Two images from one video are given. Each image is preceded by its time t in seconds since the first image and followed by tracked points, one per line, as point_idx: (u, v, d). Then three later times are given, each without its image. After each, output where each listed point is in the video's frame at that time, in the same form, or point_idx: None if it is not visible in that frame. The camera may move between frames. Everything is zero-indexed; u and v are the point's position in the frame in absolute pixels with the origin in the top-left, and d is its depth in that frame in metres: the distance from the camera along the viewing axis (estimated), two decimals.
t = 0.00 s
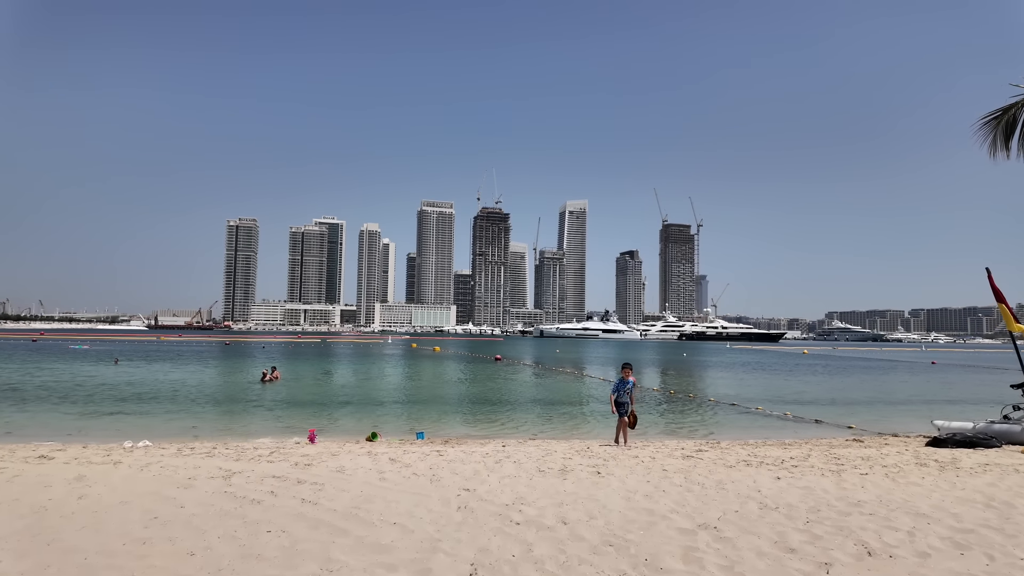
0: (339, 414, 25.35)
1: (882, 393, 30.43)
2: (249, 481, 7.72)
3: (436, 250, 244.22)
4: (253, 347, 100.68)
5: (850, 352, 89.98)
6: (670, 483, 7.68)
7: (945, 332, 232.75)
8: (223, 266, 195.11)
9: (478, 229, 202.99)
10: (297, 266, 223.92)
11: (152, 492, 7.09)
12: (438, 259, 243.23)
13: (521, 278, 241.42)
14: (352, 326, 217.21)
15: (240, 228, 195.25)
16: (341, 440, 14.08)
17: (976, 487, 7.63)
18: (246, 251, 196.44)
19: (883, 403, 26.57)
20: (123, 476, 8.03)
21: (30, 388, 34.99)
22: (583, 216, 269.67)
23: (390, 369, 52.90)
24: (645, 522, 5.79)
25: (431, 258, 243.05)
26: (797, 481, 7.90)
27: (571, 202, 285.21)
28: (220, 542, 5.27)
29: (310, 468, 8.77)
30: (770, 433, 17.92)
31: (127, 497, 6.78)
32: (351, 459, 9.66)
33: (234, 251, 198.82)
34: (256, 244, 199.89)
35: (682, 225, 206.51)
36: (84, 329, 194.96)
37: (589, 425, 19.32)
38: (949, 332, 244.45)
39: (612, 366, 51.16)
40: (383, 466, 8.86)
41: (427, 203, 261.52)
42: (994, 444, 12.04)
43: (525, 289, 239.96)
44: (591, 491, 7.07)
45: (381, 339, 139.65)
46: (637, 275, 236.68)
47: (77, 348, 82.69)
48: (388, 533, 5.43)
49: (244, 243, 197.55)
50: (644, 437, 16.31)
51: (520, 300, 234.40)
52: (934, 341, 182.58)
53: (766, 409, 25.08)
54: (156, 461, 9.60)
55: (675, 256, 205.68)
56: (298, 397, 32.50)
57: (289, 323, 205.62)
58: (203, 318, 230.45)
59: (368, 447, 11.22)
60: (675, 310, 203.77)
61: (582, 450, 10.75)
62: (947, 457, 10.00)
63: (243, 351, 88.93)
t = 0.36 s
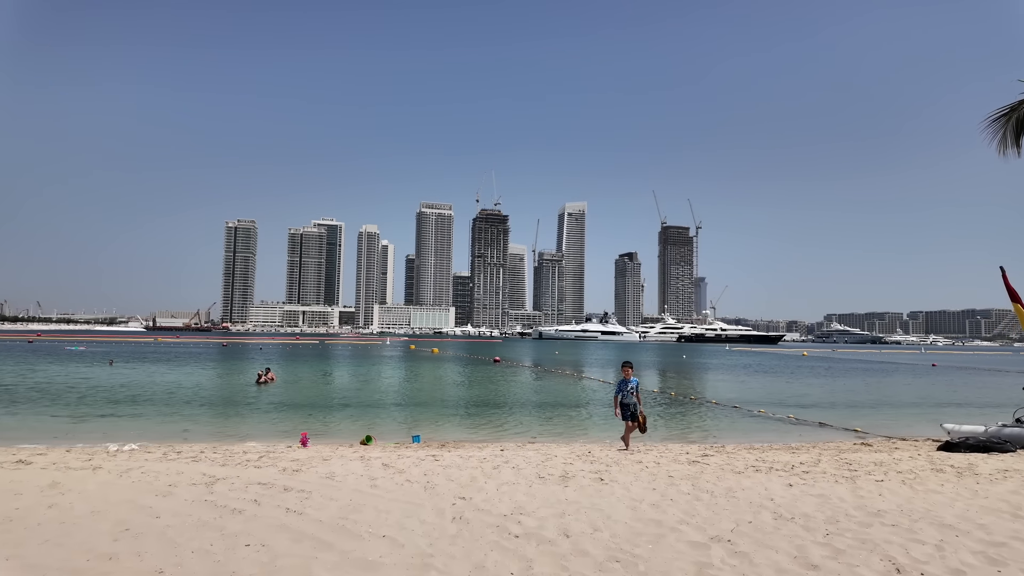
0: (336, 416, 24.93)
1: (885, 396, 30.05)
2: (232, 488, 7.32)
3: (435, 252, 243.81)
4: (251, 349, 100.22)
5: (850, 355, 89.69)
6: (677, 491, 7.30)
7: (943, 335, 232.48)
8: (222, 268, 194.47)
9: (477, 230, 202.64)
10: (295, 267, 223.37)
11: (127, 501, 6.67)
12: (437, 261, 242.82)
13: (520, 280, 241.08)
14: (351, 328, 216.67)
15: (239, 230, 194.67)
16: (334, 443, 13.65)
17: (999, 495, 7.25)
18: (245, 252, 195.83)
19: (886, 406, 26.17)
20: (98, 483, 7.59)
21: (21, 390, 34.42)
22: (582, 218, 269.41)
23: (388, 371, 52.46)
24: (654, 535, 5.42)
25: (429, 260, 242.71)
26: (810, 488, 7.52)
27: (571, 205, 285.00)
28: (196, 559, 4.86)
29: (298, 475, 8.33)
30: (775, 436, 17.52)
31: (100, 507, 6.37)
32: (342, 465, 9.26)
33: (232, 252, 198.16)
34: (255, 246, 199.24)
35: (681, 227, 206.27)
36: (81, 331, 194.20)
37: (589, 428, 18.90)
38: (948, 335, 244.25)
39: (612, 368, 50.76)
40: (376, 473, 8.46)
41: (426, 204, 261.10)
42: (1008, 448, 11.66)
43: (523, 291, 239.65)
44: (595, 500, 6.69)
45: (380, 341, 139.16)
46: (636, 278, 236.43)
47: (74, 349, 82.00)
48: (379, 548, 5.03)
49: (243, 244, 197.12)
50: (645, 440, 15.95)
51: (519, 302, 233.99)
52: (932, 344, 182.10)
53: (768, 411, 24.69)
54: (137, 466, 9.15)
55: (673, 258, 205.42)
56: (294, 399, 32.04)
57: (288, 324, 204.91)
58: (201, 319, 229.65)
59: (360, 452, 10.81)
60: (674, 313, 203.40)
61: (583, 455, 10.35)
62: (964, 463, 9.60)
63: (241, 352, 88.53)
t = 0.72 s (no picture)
0: (327, 420, 24.40)
1: (880, 399, 29.86)
2: (207, 503, 6.84)
3: (428, 253, 243.01)
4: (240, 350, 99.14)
5: (842, 357, 89.81)
6: (681, 505, 6.89)
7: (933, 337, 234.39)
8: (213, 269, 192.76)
9: (470, 232, 202.03)
10: (287, 268, 221.77)
11: (90, 519, 6.15)
12: (430, 262, 242.03)
13: (513, 282, 240.94)
14: (343, 329, 215.38)
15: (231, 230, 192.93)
16: (322, 451, 13.18)
17: (1015, 508, 6.93)
18: (237, 253, 194.09)
19: (882, 409, 25.98)
20: (61, 497, 7.08)
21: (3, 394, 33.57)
22: (576, 220, 269.44)
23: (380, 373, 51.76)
24: (660, 558, 5.04)
25: (422, 261, 241.82)
26: (820, 502, 7.14)
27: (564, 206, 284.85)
28: None
29: (279, 488, 7.85)
30: (773, 441, 17.18)
31: (59, 526, 5.87)
32: (327, 476, 8.79)
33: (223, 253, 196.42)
34: (246, 247, 197.44)
35: (673, 229, 206.82)
36: (70, 332, 191.86)
37: (584, 432, 18.49)
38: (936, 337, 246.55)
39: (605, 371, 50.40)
40: (361, 485, 7.99)
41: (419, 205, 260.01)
42: (1013, 455, 11.36)
43: (516, 292, 239.44)
44: (594, 517, 6.27)
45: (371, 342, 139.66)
46: (629, 279, 236.73)
47: (60, 351, 80.64)
48: None
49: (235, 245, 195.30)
50: (642, 445, 15.59)
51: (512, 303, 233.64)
52: (922, 346, 183.22)
53: (763, 414, 24.47)
54: (107, 478, 8.63)
55: (666, 260, 205.82)
56: (283, 403, 31.44)
57: (280, 326, 203.43)
58: (192, 320, 227.58)
59: (347, 461, 10.35)
60: (666, 314, 203.82)
61: (579, 464, 9.93)
62: (973, 472, 9.27)
63: (231, 354, 87.48)
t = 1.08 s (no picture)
0: (318, 423, 23.90)
1: (876, 400, 29.60)
2: (178, 511, 6.40)
3: (423, 255, 242.20)
4: (232, 352, 98.22)
5: (836, 359, 89.72)
6: (683, 513, 6.50)
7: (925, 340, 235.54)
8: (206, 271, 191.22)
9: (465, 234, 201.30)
10: (281, 270, 220.44)
11: (47, 531, 5.68)
12: (425, 264, 241.20)
13: (508, 284, 240.48)
14: (337, 331, 214.24)
15: (224, 232, 191.30)
16: (309, 455, 12.72)
17: None
18: (230, 254, 192.53)
19: (879, 411, 25.73)
20: (20, 506, 6.61)
21: None
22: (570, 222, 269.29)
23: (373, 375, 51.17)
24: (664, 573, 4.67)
25: (417, 263, 241.06)
26: (829, 508, 6.79)
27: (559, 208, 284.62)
28: None
29: (256, 496, 7.40)
30: (771, 444, 16.79)
31: (13, 538, 5.42)
32: (311, 482, 8.37)
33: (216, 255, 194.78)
34: (240, 248, 195.86)
35: (668, 232, 206.94)
36: (60, 334, 189.85)
37: (579, 435, 18.06)
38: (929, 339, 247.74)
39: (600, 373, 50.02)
40: (345, 492, 7.57)
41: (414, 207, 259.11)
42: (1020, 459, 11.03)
43: (511, 295, 239.00)
44: (590, 528, 5.88)
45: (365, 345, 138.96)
46: (623, 281, 236.73)
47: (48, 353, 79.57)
48: None
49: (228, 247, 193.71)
50: (639, 448, 15.22)
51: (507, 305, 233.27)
52: (915, 348, 183.72)
53: (759, 416, 24.17)
54: (75, 484, 8.16)
55: (660, 263, 205.85)
56: (274, 406, 30.84)
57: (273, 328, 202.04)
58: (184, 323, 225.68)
59: (333, 467, 9.91)
60: (661, 317, 203.87)
61: (575, 468, 9.54)
62: (983, 477, 8.92)
63: (223, 356, 86.79)
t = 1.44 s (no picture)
0: (314, 428, 23.50)
1: (880, 404, 29.20)
2: (149, 527, 5.99)
3: (423, 257, 241.95)
4: (231, 354, 97.44)
5: (836, 361, 89.63)
6: (689, 529, 6.11)
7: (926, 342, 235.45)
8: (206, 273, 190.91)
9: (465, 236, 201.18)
10: (281, 273, 220.14)
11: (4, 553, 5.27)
12: (425, 266, 240.91)
13: (508, 286, 240.33)
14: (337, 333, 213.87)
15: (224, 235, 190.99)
16: (301, 462, 12.34)
17: None
18: (230, 257, 192.24)
19: (883, 415, 25.33)
20: None
21: None
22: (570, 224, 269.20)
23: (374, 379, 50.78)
24: None
25: (417, 266, 240.84)
26: (845, 523, 6.39)
27: (559, 211, 284.08)
28: None
29: (236, 509, 6.96)
30: (776, 449, 16.41)
31: None
32: (297, 494, 7.95)
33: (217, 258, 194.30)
34: (240, 251, 195.55)
35: (668, 234, 207.00)
36: (66, 336, 190.65)
37: (580, 441, 17.62)
38: (929, 341, 247.90)
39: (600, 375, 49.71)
40: (331, 506, 7.17)
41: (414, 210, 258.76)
42: None
43: (511, 297, 238.82)
44: (591, 547, 5.48)
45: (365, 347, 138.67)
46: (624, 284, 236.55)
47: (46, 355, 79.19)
48: None
49: (228, 249, 193.32)
50: (640, 454, 14.79)
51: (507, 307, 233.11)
52: (915, 351, 183.37)
53: (762, 420, 23.79)
54: (46, 495, 7.71)
55: (661, 265, 205.65)
56: (270, 410, 30.41)
57: (273, 330, 201.88)
58: (184, 325, 225.42)
59: (321, 477, 9.47)
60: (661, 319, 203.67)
61: (574, 478, 9.13)
62: (1002, 486, 8.52)
63: (222, 358, 86.25)
